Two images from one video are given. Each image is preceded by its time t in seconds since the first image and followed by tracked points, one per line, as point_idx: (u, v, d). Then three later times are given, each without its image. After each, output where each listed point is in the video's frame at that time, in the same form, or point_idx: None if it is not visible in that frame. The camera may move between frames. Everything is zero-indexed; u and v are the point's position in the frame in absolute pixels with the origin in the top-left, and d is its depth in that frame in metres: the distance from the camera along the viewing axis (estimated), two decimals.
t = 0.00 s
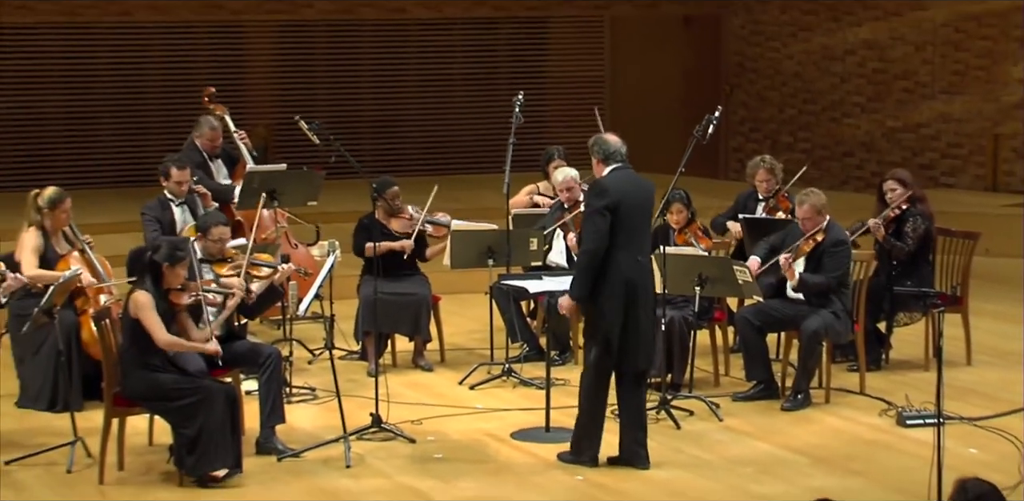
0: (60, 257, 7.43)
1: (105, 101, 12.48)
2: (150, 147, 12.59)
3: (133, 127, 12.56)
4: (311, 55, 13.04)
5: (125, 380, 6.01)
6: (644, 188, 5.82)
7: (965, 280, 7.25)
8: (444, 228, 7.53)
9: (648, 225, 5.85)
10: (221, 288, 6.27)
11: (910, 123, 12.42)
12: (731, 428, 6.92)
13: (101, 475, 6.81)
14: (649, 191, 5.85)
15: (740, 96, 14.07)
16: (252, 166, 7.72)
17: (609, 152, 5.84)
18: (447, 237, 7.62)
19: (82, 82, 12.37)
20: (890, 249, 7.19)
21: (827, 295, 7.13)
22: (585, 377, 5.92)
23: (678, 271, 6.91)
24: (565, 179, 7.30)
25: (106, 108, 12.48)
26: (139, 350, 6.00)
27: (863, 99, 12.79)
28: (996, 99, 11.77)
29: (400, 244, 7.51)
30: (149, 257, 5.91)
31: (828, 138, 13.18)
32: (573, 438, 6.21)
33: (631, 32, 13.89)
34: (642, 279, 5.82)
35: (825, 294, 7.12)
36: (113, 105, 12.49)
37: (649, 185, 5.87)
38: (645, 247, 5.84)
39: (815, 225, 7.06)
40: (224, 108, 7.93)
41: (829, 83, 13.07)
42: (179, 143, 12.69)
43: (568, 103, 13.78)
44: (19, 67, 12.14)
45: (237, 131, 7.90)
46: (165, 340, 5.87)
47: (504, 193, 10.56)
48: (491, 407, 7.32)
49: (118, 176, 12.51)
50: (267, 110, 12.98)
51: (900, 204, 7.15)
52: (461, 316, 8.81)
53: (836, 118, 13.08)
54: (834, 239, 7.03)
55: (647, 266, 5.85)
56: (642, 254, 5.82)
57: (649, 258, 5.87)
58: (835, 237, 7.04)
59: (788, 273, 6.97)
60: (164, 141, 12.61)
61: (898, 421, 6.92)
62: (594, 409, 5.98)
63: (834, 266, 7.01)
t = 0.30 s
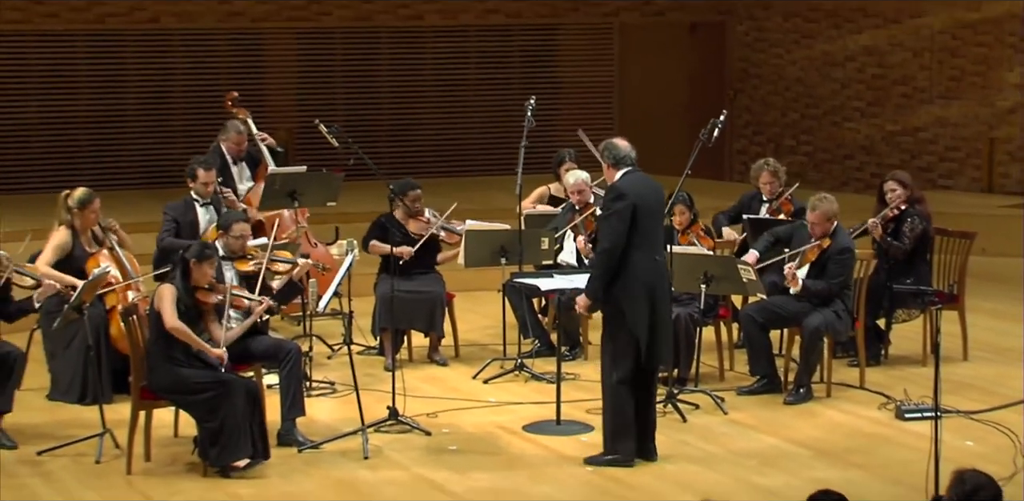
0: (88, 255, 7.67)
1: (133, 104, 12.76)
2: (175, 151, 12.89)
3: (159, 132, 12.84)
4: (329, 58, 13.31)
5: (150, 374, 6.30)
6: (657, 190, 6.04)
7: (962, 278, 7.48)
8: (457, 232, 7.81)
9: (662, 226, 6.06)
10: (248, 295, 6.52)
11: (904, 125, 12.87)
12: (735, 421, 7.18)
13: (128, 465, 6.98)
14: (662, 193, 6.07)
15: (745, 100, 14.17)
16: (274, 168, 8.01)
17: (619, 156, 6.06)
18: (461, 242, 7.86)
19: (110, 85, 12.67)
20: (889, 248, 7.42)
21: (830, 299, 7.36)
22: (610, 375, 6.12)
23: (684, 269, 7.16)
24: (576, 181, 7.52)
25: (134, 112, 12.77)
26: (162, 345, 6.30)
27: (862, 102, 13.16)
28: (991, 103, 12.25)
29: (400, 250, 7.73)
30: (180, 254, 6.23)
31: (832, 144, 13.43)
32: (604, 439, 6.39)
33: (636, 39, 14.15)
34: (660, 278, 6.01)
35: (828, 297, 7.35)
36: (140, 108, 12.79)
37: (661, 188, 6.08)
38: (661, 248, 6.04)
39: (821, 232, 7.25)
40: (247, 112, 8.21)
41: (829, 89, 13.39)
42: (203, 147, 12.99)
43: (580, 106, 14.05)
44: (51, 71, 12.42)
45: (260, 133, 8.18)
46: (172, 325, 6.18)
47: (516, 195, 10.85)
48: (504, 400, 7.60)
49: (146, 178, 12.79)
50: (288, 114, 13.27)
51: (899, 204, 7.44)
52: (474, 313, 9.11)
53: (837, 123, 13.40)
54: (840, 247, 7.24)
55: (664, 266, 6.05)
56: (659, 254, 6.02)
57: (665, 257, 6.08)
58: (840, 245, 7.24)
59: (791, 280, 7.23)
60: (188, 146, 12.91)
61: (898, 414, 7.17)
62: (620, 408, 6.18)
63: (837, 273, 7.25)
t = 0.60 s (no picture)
0: (117, 255, 7.97)
1: (159, 108, 13.02)
2: (201, 155, 13.16)
3: (186, 136, 13.12)
4: (349, 63, 13.59)
5: (177, 371, 6.59)
6: (664, 193, 6.29)
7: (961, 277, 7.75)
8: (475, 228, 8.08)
9: (670, 227, 6.31)
10: (262, 283, 6.88)
11: (908, 130, 13.12)
12: (742, 415, 7.44)
13: (156, 457, 7.21)
14: (668, 196, 6.32)
15: (751, 105, 14.59)
16: (295, 169, 8.28)
17: (624, 161, 6.32)
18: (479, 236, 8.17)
19: (140, 88, 12.90)
20: (891, 250, 7.72)
21: (835, 296, 7.61)
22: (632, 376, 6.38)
23: (692, 268, 7.42)
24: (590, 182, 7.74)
25: (161, 117, 13.03)
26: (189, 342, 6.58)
27: (865, 107, 13.44)
28: (990, 108, 12.48)
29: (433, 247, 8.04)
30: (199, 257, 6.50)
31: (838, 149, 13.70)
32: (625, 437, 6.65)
33: (648, 46, 14.41)
34: (671, 278, 6.27)
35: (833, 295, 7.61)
36: (167, 112, 13.04)
37: (667, 190, 6.34)
38: (671, 248, 6.30)
39: (825, 229, 7.49)
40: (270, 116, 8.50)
41: (834, 94, 13.66)
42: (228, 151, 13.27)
43: (594, 109, 14.33)
44: (81, 78, 12.70)
45: (282, 136, 8.46)
46: (224, 324, 6.44)
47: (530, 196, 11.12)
48: (518, 394, 7.87)
49: (172, 180, 13.06)
50: (309, 118, 13.55)
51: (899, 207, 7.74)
52: (488, 310, 9.39)
53: (841, 126, 13.67)
54: (847, 241, 7.49)
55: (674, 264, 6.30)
56: (669, 254, 6.28)
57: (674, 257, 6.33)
58: (847, 240, 7.50)
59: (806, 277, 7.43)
60: (213, 149, 13.18)
61: (899, 408, 7.43)
62: (640, 404, 6.44)
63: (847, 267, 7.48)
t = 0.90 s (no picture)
0: (142, 252, 8.21)
1: (182, 111, 13.27)
2: (223, 155, 13.43)
3: (208, 136, 13.39)
4: (365, 65, 13.83)
5: (197, 369, 6.83)
6: (666, 195, 6.50)
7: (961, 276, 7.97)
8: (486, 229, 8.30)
9: (672, 228, 6.52)
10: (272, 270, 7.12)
11: (909, 132, 13.31)
12: (746, 410, 7.66)
13: (179, 450, 7.41)
14: (671, 197, 6.54)
15: (756, 109, 14.78)
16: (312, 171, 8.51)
17: (629, 163, 6.53)
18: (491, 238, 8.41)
19: (162, 91, 13.14)
20: (892, 249, 7.94)
21: (837, 291, 7.84)
22: (640, 373, 6.61)
23: (699, 267, 7.63)
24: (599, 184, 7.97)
25: (184, 119, 13.29)
26: (206, 341, 6.83)
27: (869, 111, 13.64)
28: (990, 112, 12.63)
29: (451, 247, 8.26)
30: (206, 262, 6.73)
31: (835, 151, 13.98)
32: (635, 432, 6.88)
33: (655, 50, 14.64)
34: (674, 276, 6.49)
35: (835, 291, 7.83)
36: (190, 115, 13.31)
37: (670, 191, 6.55)
38: (675, 247, 6.52)
39: (820, 226, 7.76)
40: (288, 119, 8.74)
41: (838, 97, 13.86)
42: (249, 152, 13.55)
43: (603, 111, 14.61)
44: (105, 82, 12.94)
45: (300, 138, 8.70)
46: (241, 334, 6.70)
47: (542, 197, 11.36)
48: (529, 390, 8.10)
49: (195, 180, 13.33)
50: (327, 121, 13.79)
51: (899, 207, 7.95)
52: (500, 308, 9.63)
53: (846, 129, 13.87)
54: (843, 236, 7.77)
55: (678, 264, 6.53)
56: (672, 254, 6.49)
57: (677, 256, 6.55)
58: (842, 234, 7.78)
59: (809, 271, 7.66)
60: (236, 149, 13.47)
61: (900, 404, 7.63)
62: (649, 399, 6.68)
63: (846, 259, 7.73)
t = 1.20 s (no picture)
0: (168, 252, 8.51)
1: (208, 115, 13.59)
2: (248, 158, 13.75)
3: (234, 141, 13.71)
4: (383, 70, 14.14)
5: (219, 366, 7.12)
6: (677, 199, 6.76)
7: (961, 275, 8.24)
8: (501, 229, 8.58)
9: (680, 232, 6.80)
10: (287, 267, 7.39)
11: (908, 136, 13.54)
12: (753, 404, 7.93)
13: (205, 443, 7.69)
14: (681, 201, 6.80)
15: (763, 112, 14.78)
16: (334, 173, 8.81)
17: (645, 165, 6.80)
18: (503, 241, 8.63)
19: (187, 96, 13.47)
20: (894, 248, 8.22)
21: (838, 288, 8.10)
22: (640, 369, 6.90)
23: (706, 265, 7.90)
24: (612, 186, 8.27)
25: (210, 121, 13.60)
26: (226, 340, 7.11)
27: (871, 116, 13.81)
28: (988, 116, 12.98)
29: (452, 248, 8.52)
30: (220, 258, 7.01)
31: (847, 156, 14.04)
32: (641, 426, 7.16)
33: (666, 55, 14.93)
34: (677, 280, 6.79)
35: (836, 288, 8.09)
36: (214, 119, 13.61)
37: (680, 195, 6.81)
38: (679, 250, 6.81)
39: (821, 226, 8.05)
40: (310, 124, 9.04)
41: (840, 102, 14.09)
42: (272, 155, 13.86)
43: (616, 114, 14.93)
44: (133, 86, 13.25)
45: (322, 142, 8.99)
46: (237, 321, 6.94)
47: (555, 198, 11.65)
48: (543, 385, 8.38)
49: (219, 182, 13.66)
50: (348, 124, 14.09)
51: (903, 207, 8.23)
52: (515, 307, 9.92)
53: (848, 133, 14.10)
54: (841, 235, 8.03)
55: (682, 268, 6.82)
56: (676, 258, 6.78)
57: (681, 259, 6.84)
58: (841, 234, 8.04)
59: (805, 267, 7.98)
60: (259, 152, 13.76)
61: (902, 398, 7.90)
62: (654, 396, 6.96)
63: (844, 258, 8.01)
